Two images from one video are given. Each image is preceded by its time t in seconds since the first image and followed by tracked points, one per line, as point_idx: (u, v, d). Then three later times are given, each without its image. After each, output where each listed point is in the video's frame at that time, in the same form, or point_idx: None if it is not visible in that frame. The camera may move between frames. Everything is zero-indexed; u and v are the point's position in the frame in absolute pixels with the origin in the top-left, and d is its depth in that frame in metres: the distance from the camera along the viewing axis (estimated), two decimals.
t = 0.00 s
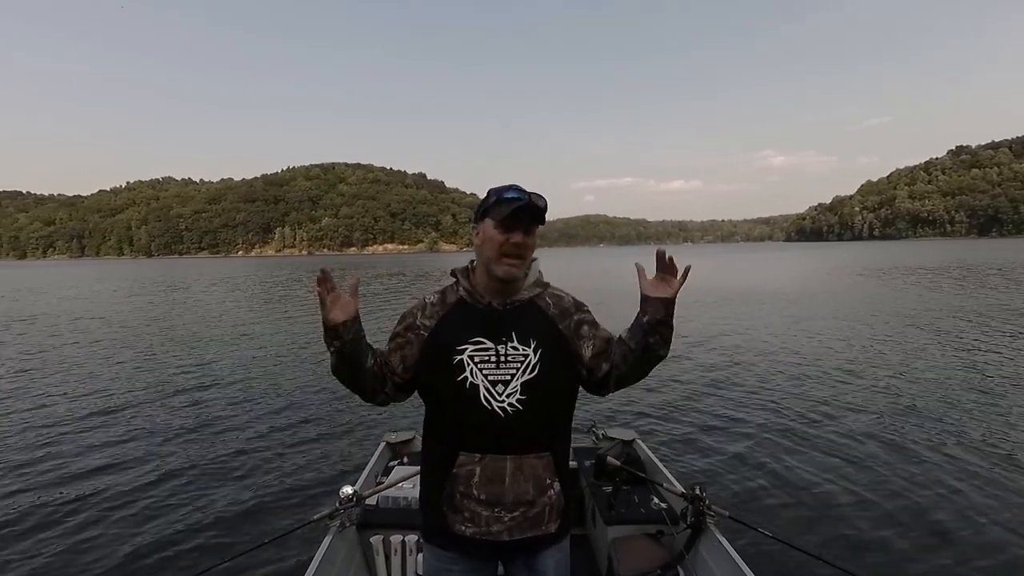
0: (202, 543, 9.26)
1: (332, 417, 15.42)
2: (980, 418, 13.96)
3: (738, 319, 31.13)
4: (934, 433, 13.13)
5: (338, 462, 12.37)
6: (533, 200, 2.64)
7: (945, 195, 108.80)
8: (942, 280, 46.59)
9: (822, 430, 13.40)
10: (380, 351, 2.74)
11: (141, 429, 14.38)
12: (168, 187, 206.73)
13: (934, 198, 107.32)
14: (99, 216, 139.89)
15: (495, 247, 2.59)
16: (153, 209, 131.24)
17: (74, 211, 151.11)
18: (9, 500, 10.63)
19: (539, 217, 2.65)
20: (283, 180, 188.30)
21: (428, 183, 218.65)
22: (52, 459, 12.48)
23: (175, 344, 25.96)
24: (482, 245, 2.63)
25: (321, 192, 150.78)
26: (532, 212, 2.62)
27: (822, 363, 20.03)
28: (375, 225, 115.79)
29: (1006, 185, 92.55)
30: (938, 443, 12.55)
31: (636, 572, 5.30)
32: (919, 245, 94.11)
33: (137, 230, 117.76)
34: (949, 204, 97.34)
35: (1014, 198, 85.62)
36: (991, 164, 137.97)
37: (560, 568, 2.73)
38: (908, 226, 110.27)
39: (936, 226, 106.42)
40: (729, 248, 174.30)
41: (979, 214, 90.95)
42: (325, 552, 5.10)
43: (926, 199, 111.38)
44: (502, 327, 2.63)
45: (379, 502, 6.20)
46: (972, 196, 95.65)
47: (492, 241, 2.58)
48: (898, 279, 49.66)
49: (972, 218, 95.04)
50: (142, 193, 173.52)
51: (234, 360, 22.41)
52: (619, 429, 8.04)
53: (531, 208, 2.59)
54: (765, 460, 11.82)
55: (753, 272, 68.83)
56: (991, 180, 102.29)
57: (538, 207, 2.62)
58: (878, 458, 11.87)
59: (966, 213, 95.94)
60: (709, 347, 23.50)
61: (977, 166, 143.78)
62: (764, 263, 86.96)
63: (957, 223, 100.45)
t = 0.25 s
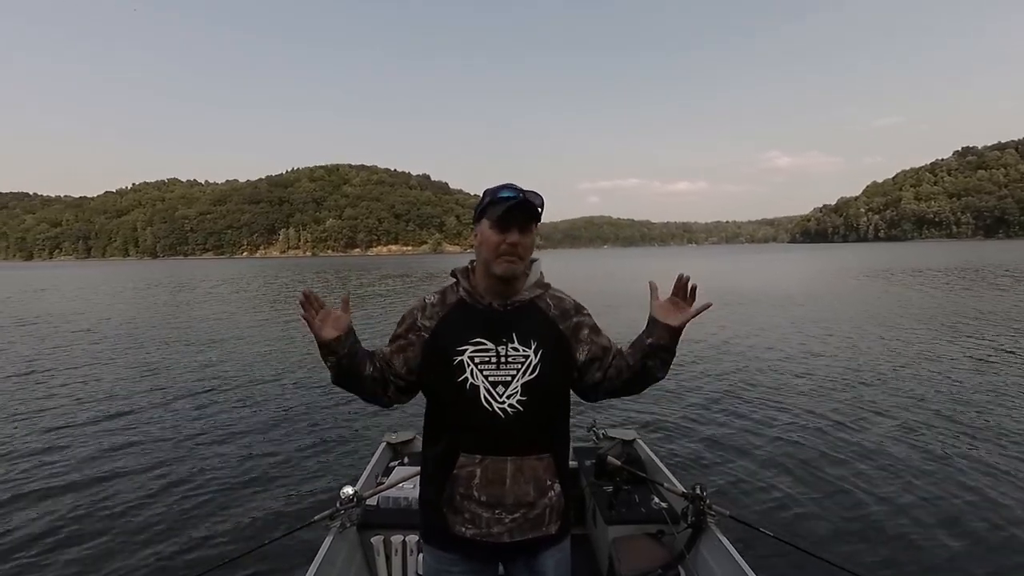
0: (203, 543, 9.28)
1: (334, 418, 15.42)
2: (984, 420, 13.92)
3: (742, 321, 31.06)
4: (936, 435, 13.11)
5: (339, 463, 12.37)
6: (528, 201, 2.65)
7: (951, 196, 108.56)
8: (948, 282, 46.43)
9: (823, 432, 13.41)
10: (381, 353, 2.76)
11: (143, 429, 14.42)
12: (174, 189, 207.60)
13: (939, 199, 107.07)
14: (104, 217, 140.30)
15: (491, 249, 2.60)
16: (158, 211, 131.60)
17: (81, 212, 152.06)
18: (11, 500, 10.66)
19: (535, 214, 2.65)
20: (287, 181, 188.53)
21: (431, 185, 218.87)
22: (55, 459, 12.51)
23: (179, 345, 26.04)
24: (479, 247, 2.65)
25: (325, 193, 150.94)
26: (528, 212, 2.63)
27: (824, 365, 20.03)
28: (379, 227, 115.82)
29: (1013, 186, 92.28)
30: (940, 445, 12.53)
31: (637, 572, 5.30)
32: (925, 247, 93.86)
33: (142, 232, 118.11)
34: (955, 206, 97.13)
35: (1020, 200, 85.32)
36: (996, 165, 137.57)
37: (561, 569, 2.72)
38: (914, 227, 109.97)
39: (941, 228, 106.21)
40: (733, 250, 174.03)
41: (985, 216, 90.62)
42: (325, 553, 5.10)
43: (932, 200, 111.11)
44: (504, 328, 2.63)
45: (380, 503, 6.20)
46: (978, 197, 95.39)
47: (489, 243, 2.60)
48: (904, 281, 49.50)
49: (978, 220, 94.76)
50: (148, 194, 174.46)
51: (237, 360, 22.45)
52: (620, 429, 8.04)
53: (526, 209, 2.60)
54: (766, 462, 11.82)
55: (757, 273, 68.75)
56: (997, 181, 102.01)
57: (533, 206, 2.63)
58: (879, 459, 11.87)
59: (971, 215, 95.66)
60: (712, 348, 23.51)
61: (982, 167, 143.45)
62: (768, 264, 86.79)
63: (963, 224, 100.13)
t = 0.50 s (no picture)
0: (205, 543, 9.32)
1: (335, 418, 15.46)
2: (988, 422, 13.86)
3: (745, 322, 31.01)
4: (938, 437, 13.07)
5: (341, 464, 12.40)
6: (528, 200, 2.67)
7: (957, 197, 108.12)
8: (954, 283, 46.21)
9: (824, 433, 13.40)
10: (383, 354, 2.80)
11: (146, 430, 14.48)
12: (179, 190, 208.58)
13: (945, 199, 106.66)
14: (111, 218, 140.88)
15: (491, 251, 2.62)
16: (163, 212, 132.07)
17: (87, 213, 153.13)
18: (14, 499, 10.72)
19: (532, 213, 2.66)
20: (291, 181, 188.99)
21: (435, 185, 219.11)
22: (58, 459, 12.58)
23: (183, 345, 26.13)
24: (478, 249, 2.67)
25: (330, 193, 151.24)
26: (527, 211, 2.65)
27: (827, 366, 19.99)
28: (383, 227, 116.00)
29: (1019, 187, 91.87)
30: (943, 447, 12.48)
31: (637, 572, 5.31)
32: (930, 248, 93.53)
33: (147, 233, 118.59)
34: (960, 207, 96.76)
35: None
36: (1002, 167, 136.88)
37: (562, 570, 2.74)
38: (919, 228, 109.58)
39: (947, 229, 105.80)
40: (737, 250, 173.65)
41: (991, 216, 90.19)
42: (326, 553, 5.13)
43: (937, 201, 110.66)
44: (506, 329, 2.65)
45: (381, 503, 6.22)
46: (984, 198, 95.00)
47: (488, 244, 2.62)
48: (908, 282, 49.32)
49: (983, 221, 94.34)
50: (154, 195, 175.48)
51: (241, 361, 22.53)
52: (620, 430, 8.05)
53: (526, 209, 2.62)
54: (768, 463, 11.82)
55: (761, 274, 68.64)
56: (1004, 181, 101.52)
57: (530, 203, 2.64)
58: (881, 461, 11.84)
59: (977, 216, 95.25)
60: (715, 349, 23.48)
61: (988, 168, 142.79)
62: (772, 265, 86.60)
63: (969, 225, 99.69)
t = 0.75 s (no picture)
0: (204, 543, 9.32)
1: (336, 418, 15.44)
2: (990, 423, 13.85)
3: (749, 322, 30.97)
4: (940, 438, 13.04)
5: (342, 464, 12.39)
6: (525, 201, 2.68)
7: (963, 197, 107.76)
8: (960, 283, 46.07)
9: (826, 434, 13.38)
10: (382, 354, 2.79)
11: (147, 429, 14.47)
12: (183, 189, 208.87)
13: (950, 199, 106.32)
14: (116, 218, 141.22)
15: (492, 252, 2.61)
16: (167, 211, 132.22)
17: (92, 213, 153.30)
18: (14, 500, 10.72)
19: (531, 213, 2.65)
20: (295, 181, 189.16)
21: (438, 185, 219.18)
22: (58, 459, 12.57)
23: (187, 344, 26.16)
24: (479, 250, 2.66)
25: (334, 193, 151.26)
26: (525, 210, 2.64)
27: (830, 367, 19.95)
28: (386, 227, 115.97)
29: None
30: (945, 448, 12.45)
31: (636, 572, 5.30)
32: (936, 249, 93.23)
33: (152, 232, 118.78)
34: (966, 207, 96.40)
35: None
36: (1009, 167, 136.23)
37: (561, 570, 2.73)
38: (925, 228, 109.25)
39: (952, 229, 105.46)
40: (741, 250, 173.38)
41: (997, 216, 89.79)
42: (325, 552, 5.12)
43: (943, 201, 110.28)
44: (507, 329, 2.64)
45: (380, 503, 6.21)
46: (990, 198, 94.65)
47: (488, 245, 2.61)
48: (914, 282, 49.19)
49: (989, 221, 93.97)
50: (159, 195, 175.82)
51: (244, 360, 22.54)
52: (620, 430, 8.04)
53: (523, 208, 2.62)
54: (769, 463, 11.82)
55: (766, 275, 68.53)
56: (1010, 182, 101.10)
57: (528, 203, 2.64)
58: (882, 461, 11.82)
59: (983, 216, 94.87)
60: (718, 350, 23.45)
61: (994, 168, 142.16)
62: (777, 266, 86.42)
63: (975, 225, 99.31)
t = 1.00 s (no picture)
0: (204, 542, 9.32)
1: (337, 416, 15.44)
2: (993, 424, 13.80)
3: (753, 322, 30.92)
4: (941, 438, 13.02)
5: (342, 463, 12.38)
6: (516, 205, 2.68)
7: (969, 196, 107.36)
8: (966, 283, 45.89)
9: (827, 434, 13.37)
10: (378, 358, 2.79)
11: (147, 428, 14.49)
12: (188, 189, 209.41)
13: (956, 198, 105.97)
14: (121, 217, 141.44)
15: (485, 259, 2.62)
16: (172, 210, 132.32)
17: (99, 212, 153.96)
18: (14, 497, 10.74)
19: (523, 218, 2.66)
20: (299, 181, 189.29)
21: (442, 184, 219.12)
22: (59, 457, 12.60)
23: (190, 343, 26.15)
24: (473, 256, 2.66)
25: (338, 192, 151.23)
26: (517, 215, 2.66)
27: (832, 367, 19.93)
28: (390, 226, 115.91)
29: None
30: (947, 448, 12.43)
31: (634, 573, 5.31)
32: (942, 248, 92.97)
33: (157, 231, 118.90)
34: (973, 205, 96.07)
35: None
36: (1015, 165, 135.69)
37: (558, 571, 2.73)
38: (931, 227, 108.91)
39: (959, 228, 105.12)
40: (745, 250, 173.18)
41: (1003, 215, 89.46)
42: (324, 551, 5.14)
43: (948, 200, 109.96)
44: (503, 331, 2.65)
45: (379, 502, 6.22)
46: (996, 197, 94.33)
47: (481, 251, 2.62)
48: (920, 282, 49.01)
49: (995, 219, 93.65)
50: (165, 194, 176.42)
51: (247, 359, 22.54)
52: (619, 430, 8.04)
53: (515, 214, 2.63)
54: (769, 463, 11.83)
55: (771, 274, 68.42)
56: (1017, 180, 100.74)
57: (519, 209, 2.65)
58: (882, 462, 11.82)
59: (989, 214, 94.53)
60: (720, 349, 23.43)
61: (1000, 167, 141.63)
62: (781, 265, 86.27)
63: (981, 224, 98.97)
